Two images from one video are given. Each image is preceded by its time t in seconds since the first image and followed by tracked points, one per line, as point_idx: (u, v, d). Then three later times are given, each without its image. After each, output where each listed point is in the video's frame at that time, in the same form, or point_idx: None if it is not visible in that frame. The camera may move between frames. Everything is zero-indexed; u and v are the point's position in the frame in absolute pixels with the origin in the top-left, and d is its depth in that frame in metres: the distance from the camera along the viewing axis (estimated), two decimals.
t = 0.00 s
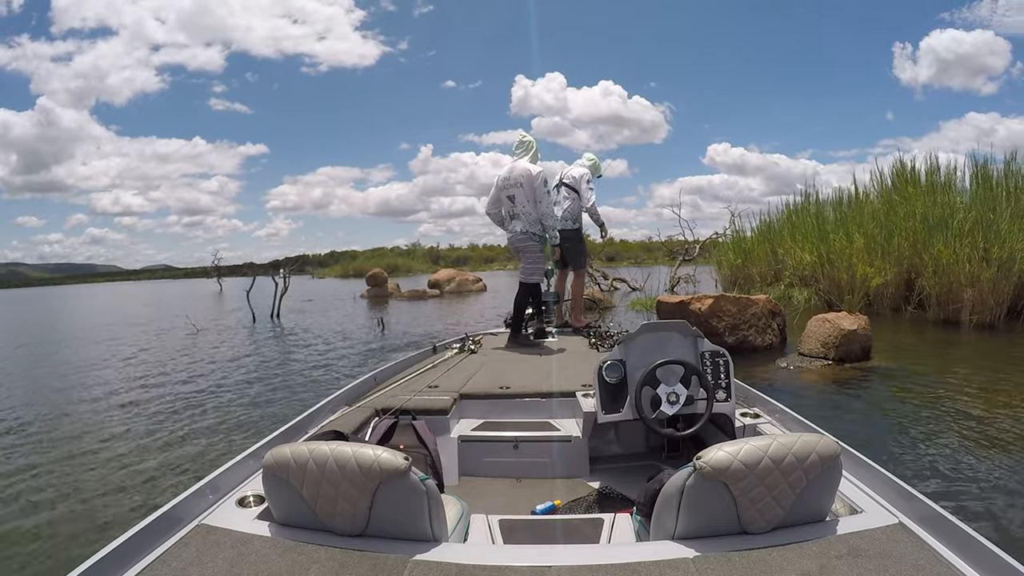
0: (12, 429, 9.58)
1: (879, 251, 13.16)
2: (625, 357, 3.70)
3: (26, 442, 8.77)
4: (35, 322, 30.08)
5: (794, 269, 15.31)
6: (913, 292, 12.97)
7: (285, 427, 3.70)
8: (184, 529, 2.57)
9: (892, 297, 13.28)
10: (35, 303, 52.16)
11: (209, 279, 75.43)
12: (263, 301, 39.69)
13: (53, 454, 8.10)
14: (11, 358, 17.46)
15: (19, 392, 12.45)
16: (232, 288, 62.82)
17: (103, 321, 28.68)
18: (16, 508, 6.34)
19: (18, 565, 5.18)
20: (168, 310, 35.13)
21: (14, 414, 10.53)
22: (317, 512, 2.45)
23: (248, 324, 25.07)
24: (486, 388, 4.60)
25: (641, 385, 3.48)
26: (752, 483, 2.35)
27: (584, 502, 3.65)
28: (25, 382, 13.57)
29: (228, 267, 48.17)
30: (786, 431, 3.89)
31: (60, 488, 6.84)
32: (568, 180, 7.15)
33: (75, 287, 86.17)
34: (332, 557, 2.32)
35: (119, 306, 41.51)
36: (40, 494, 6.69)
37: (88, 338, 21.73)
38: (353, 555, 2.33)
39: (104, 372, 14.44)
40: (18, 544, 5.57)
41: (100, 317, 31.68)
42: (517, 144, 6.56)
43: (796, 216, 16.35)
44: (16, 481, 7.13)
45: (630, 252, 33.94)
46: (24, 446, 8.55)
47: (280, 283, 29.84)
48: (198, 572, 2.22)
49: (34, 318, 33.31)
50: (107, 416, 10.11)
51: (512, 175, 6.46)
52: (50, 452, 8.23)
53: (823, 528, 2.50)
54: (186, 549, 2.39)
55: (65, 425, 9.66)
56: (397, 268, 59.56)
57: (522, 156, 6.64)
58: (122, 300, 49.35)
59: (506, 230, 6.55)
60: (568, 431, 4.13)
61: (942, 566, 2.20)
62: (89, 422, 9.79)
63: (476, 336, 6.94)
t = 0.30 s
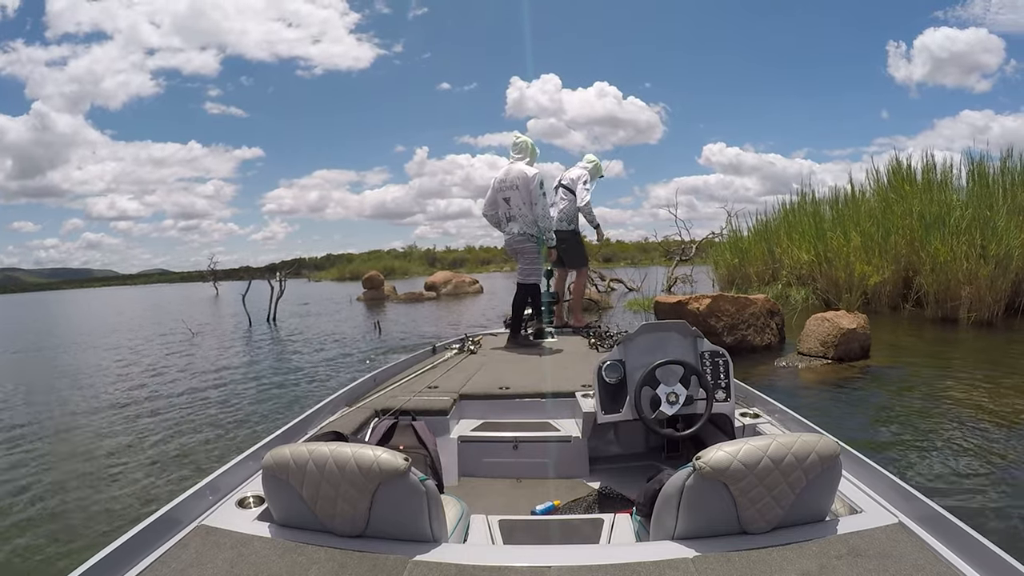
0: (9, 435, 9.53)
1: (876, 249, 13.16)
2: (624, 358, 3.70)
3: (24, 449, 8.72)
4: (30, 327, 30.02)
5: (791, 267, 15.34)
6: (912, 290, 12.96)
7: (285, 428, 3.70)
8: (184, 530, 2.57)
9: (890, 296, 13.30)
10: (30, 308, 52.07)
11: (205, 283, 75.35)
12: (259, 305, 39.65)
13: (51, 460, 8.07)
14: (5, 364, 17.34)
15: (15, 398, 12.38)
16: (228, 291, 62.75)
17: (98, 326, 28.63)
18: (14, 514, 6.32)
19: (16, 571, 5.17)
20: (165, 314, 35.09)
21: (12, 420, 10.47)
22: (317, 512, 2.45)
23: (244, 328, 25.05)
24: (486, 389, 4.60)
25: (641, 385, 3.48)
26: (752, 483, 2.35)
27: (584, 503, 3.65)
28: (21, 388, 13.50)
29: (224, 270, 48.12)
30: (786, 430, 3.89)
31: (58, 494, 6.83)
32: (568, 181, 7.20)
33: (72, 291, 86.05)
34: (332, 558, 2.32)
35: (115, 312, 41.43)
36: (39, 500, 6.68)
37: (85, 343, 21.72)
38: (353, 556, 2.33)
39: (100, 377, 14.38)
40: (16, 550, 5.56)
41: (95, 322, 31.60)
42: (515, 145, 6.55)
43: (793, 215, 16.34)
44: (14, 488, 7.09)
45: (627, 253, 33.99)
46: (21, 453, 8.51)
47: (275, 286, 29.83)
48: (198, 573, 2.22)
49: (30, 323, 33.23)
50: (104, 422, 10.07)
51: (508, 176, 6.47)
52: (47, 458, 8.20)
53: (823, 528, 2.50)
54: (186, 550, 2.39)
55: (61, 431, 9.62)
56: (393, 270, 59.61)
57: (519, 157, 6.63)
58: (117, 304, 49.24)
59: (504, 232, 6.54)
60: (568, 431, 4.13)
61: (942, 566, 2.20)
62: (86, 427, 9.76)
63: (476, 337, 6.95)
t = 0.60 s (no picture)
0: (7, 431, 9.46)
1: (875, 251, 13.14)
2: (625, 358, 3.70)
3: (24, 445, 8.66)
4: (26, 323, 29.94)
5: (790, 269, 15.34)
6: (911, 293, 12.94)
7: (285, 427, 3.70)
8: (185, 529, 2.57)
9: (889, 297, 13.29)
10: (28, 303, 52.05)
11: (203, 280, 75.32)
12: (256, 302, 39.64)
13: (52, 457, 8.02)
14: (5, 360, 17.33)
15: (14, 394, 12.29)
16: (225, 289, 62.71)
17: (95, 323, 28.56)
18: (13, 511, 6.29)
19: (13, 570, 5.14)
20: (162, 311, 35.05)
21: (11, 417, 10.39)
22: (317, 511, 2.45)
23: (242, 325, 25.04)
24: (486, 388, 4.60)
25: (641, 385, 3.48)
26: (752, 483, 2.35)
27: (584, 502, 3.65)
28: (20, 384, 13.40)
29: (221, 268, 48.04)
30: (786, 431, 3.89)
31: (58, 490, 6.79)
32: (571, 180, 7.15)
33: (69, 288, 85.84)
34: (332, 557, 2.32)
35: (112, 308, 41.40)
36: (38, 497, 6.64)
37: (84, 339, 21.71)
38: (353, 555, 2.33)
39: (101, 373, 14.37)
40: (15, 548, 5.53)
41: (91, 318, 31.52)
42: (518, 145, 6.57)
43: (791, 215, 16.35)
44: (15, 485, 7.04)
45: (625, 253, 34.06)
46: (21, 449, 8.45)
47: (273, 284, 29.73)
48: (198, 572, 2.22)
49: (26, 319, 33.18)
50: (103, 418, 10.02)
51: (510, 176, 6.47)
52: (48, 454, 8.14)
53: (823, 528, 2.49)
54: (186, 549, 2.39)
55: (60, 427, 9.55)
56: (391, 269, 59.61)
57: (521, 157, 6.65)
58: (114, 301, 49.07)
59: (505, 231, 6.54)
60: (568, 431, 4.13)
61: (943, 566, 2.20)
62: (85, 424, 9.70)
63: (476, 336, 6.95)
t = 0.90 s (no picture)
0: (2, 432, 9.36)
1: (872, 251, 13.17)
2: (625, 358, 3.70)
3: (19, 447, 8.58)
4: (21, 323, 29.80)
5: (787, 268, 15.37)
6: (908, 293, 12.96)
7: (285, 427, 3.70)
8: (185, 529, 2.57)
9: (885, 297, 13.30)
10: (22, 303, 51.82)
11: (198, 279, 75.10)
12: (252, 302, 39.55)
13: (48, 458, 7.96)
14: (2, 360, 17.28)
15: (9, 396, 12.18)
16: (221, 288, 62.56)
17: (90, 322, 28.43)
18: (10, 513, 6.24)
19: (11, 570, 5.11)
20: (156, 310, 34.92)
21: (6, 419, 10.29)
22: (317, 512, 2.45)
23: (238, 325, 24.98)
24: (486, 389, 4.60)
25: (642, 385, 3.48)
26: (752, 483, 2.35)
27: (584, 502, 3.65)
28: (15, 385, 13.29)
29: (217, 268, 47.84)
30: (785, 431, 3.89)
31: (55, 492, 6.74)
32: (569, 179, 7.14)
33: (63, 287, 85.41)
34: (332, 557, 2.32)
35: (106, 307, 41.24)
36: (35, 499, 6.59)
37: (80, 339, 21.65)
38: (353, 555, 2.33)
39: (100, 373, 14.36)
40: (15, 548, 5.52)
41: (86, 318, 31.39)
42: (517, 146, 6.58)
43: (788, 215, 16.38)
44: (12, 487, 6.99)
45: (621, 252, 34.12)
46: (17, 451, 8.38)
47: (268, 283, 29.64)
48: (198, 572, 2.22)
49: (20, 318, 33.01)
50: (99, 419, 9.96)
51: (509, 176, 6.47)
52: (45, 456, 8.09)
53: (823, 528, 2.50)
54: (186, 549, 2.38)
55: (55, 429, 9.48)
56: (387, 268, 59.56)
57: (520, 158, 6.65)
58: (108, 300, 48.84)
59: (504, 231, 6.54)
60: (568, 431, 4.13)
61: (942, 566, 2.21)
62: (81, 425, 9.62)
63: (475, 336, 6.95)
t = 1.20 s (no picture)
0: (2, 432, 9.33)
1: (870, 251, 13.19)
2: (625, 358, 3.70)
3: (18, 446, 8.53)
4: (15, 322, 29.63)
5: (785, 269, 15.39)
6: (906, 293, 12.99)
7: (285, 427, 3.69)
8: (185, 529, 2.56)
9: (883, 298, 13.30)
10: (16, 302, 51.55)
11: (193, 279, 74.86)
12: (247, 302, 39.46)
13: (49, 457, 7.92)
14: None
15: (7, 395, 12.12)
16: (216, 288, 62.38)
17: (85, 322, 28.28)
18: (9, 512, 6.20)
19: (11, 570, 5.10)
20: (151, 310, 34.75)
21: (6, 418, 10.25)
22: (317, 512, 2.45)
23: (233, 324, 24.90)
24: (486, 388, 4.59)
25: (641, 385, 3.48)
26: (752, 483, 2.35)
27: (584, 502, 3.65)
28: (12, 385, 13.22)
29: (212, 267, 47.68)
30: (785, 431, 3.90)
31: (55, 491, 6.71)
32: (566, 179, 7.13)
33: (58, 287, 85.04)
34: (332, 557, 2.31)
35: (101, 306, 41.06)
36: (35, 498, 6.55)
37: (77, 338, 21.58)
38: (353, 555, 2.33)
39: (99, 372, 14.34)
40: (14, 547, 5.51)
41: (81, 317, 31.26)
42: (518, 146, 6.58)
43: (785, 215, 16.40)
44: (12, 486, 6.95)
45: (618, 252, 34.14)
46: (17, 450, 8.35)
47: (264, 282, 29.54)
48: (198, 572, 2.21)
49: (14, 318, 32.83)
50: (99, 419, 9.91)
51: (510, 176, 6.47)
52: (45, 455, 8.05)
53: (823, 528, 2.50)
54: (186, 549, 2.38)
55: (54, 428, 9.42)
56: (383, 268, 59.51)
57: (521, 158, 6.65)
58: (103, 300, 48.66)
59: (504, 231, 6.53)
60: (567, 431, 4.13)
61: (942, 566, 2.21)
62: (80, 425, 9.57)
63: (475, 336, 6.94)
